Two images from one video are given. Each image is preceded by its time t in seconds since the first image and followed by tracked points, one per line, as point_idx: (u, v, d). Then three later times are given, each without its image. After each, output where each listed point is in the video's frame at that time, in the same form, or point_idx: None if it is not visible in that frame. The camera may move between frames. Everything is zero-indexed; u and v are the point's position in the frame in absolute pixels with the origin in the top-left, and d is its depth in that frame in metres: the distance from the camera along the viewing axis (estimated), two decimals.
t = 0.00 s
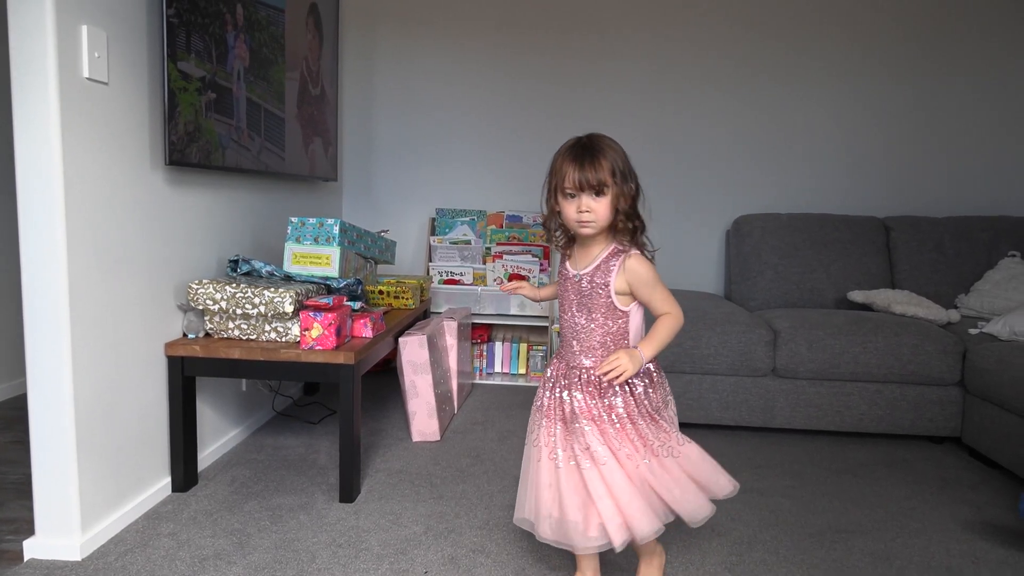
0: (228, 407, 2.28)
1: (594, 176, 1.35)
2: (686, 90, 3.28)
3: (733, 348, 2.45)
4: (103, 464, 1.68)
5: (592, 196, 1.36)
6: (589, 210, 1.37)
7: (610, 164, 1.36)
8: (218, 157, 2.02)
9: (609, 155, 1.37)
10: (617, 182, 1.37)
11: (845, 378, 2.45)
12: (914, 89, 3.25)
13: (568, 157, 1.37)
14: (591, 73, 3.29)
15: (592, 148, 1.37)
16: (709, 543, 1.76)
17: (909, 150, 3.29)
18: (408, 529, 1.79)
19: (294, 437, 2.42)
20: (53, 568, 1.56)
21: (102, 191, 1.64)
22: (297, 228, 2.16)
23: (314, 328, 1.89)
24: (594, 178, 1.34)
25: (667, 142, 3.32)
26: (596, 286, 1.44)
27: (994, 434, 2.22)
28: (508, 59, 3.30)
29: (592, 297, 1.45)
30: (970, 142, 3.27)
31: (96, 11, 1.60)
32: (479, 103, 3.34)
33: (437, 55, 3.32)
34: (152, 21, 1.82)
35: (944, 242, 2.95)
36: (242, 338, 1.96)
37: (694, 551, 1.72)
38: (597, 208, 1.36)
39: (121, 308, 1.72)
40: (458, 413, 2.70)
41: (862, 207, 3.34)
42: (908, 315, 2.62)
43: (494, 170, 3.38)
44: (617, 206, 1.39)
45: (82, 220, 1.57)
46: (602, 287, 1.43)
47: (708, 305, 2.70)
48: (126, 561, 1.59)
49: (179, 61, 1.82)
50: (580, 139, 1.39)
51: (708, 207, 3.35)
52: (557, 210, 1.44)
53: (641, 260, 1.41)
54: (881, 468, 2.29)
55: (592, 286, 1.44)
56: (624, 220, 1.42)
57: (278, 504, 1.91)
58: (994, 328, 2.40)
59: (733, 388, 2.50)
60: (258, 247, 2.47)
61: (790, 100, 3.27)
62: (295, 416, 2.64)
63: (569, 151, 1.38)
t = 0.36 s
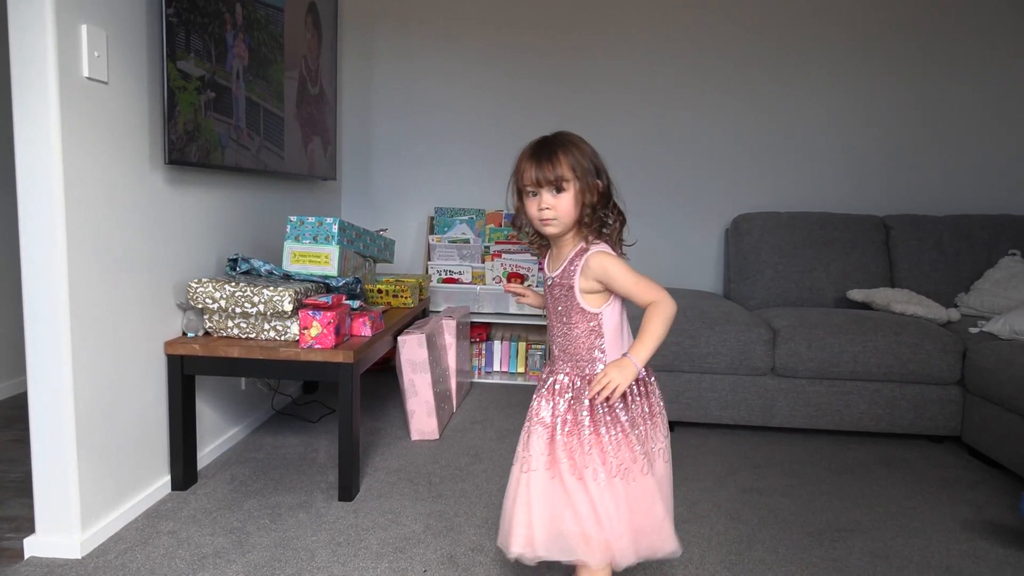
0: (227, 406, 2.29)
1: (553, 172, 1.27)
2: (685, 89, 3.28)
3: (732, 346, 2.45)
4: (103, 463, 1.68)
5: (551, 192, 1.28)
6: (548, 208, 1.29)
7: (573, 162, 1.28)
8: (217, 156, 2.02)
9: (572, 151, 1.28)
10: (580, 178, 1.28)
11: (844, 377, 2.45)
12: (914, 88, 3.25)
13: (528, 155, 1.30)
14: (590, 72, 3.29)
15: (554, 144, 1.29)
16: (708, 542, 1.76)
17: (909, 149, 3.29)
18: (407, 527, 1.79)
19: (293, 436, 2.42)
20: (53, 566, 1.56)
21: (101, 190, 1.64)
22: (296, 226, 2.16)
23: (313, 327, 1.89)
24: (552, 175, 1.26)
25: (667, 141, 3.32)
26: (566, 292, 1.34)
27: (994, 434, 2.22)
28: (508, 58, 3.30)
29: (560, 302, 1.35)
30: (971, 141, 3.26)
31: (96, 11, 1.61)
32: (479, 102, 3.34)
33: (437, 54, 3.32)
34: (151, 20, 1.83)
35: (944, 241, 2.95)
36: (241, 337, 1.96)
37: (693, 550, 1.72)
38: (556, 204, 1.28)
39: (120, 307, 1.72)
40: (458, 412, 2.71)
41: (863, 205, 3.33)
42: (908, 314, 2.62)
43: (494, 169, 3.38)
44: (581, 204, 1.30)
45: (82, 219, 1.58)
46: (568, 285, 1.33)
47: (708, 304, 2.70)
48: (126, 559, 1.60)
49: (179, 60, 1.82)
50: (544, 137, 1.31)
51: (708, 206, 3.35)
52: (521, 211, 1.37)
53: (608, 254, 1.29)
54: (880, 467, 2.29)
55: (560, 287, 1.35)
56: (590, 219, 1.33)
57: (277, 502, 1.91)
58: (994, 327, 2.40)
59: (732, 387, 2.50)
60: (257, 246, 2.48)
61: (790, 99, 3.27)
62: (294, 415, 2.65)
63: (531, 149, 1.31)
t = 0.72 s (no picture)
0: (233, 403, 2.30)
1: (504, 217, 1.23)
2: (691, 88, 3.27)
3: (737, 346, 2.45)
4: (109, 460, 1.69)
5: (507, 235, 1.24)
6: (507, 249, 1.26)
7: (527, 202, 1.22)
8: (223, 155, 2.03)
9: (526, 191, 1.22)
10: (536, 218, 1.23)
11: (849, 378, 2.44)
12: (921, 87, 3.23)
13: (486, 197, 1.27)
14: (596, 71, 3.28)
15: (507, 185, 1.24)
16: (712, 543, 1.76)
17: (916, 149, 3.27)
18: (412, 526, 1.80)
19: (298, 434, 2.43)
20: (60, 562, 1.57)
21: (107, 188, 1.65)
22: (301, 225, 2.17)
23: (318, 325, 1.89)
24: (505, 219, 1.23)
25: (673, 140, 3.31)
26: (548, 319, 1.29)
27: (1001, 436, 2.20)
28: (513, 56, 3.30)
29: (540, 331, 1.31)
30: (979, 140, 3.24)
31: (103, 9, 1.61)
32: (484, 101, 3.34)
33: (443, 53, 3.32)
34: (158, 19, 1.83)
35: (951, 241, 2.93)
36: (247, 335, 1.96)
37: (697, 550, 1.72)
38: (512, 245, 1.25)
39: (127, 305, 1.73)
40: (462, 411, 2.71)
41: (869, 205, 3.32)
42: (914, 315, 2.61)
43: (500, 167, 3.38)
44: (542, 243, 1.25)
45: (89, 218, 1.59)
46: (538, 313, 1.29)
47: (712, 304, 2.70)
48: (132, 556, 1.61)
49: (185, 59, 1.83)
50: (501, 175, 1.26)
51: (713, 205, 3.34)
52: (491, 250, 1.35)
53: (563, 290, 1.23)
54: (886, 469, 2.28)
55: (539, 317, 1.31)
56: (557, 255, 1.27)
57: (282, 500, 1.92)
58: (1002, 328, 2.38)
59: (737, 387, 2.49)
60: (262, 245, 2.49)
61: (796, 98, 3.26)
62: (300, 412, 2.66)
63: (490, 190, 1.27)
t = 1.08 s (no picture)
0: (243, 401, 2.31)
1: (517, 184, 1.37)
2: (700, 87, 3.26)
3: (746, 346, 2.44)
4: (121, 456, 1.70)
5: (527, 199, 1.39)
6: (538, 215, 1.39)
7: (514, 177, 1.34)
8: (234, 153, 2.03)
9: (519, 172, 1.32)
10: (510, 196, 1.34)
11: (860, 378, 2.43)
12: (933, 86, 3.21)
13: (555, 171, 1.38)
14: (605, 69, 3.28)
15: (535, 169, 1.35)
16: (721, 542, 1.76)
17: (927, 148, 3.25)
18: (420, 524, 1.80)
19: (307, 431, 2.44)
20: (71, 557, 1.59)
21: (119, 185, 1.66)
22: (311, 223, 2.18)
23: (327, 323, 1.90)
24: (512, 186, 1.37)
25: (682, 139, 3.30)
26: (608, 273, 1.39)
27: (1012, 437, 2.19)
28: (522, 55, 3.30)
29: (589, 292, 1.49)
30: (990, 140, 3.22)
31: (115, 7, 1.62)
32: (493, 99, 3.34)
33: (452, 52, 3.32)
34: (170, 17, 1.84)
35: (962, 242, 2.92)
36: (257, 332, 1.97)
37: (705, 550, 1.72)
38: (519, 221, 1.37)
39: (138, 301, 1.74)
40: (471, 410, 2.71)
41: (880, 205, 3.30)
42: (925, 315, 2.60)
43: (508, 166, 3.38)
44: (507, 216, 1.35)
45: (101, 215, 1.59)
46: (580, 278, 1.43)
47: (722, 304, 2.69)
48: (143, 551, 1.61)
49: (197, 57, 1.83)
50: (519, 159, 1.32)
51: (722, 205, 3.33)
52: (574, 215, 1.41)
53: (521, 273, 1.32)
54: (895, 469, 2.27)
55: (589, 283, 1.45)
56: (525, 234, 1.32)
57: (291, 497, 1.93)
58: (1014, 329, 2.37)
59: (746, 387, 2.48)
60: (273, 242, 2.49)
61: (806, 97, 3.24)
62: (309, 410, 2.67)
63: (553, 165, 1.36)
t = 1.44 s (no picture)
0: (246, 399, 2.31)
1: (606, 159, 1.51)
2: (703, 85, 3.26)
3: (750, 345, 2.43)
4: (124, 454, 1.71)
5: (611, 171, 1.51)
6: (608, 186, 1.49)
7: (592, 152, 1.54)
8: (237, 151, 2.03)
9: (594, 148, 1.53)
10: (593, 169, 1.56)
11: (863, 377, 2.43)
12: (936, 85, 3.21)
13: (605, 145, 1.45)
14: (608, 68, 3.27)
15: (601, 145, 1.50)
16: (725, 541, 1.76)
17: (930, 147, 3.24)
18: (424, 522, 1.80)
19: (311, 430, 2.44)
20: (75, 555, 1.59)
21: (123, 183, 1.66)
22: (314, 221, 2.18)
23: (330, 322, 1.90)
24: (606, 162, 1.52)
25: (685, 138, 3.30)
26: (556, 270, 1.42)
27: (1015, 436, 2.19)
28: (525, 54, 3.30)
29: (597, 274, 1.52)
30: (994, 138, 3.22)
31: (119, 6, 1.62)
32: (495, 98, 3.34)
33: (454, 50, 3.32)
34: (173, 15, 1.84)
35: (966, 240, 2.91)
36: (260, 330, 1.97)
37: (708, 549, 1.72)
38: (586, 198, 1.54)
39: (142, 299, 1.74)
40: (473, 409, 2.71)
41: (882, 204, 3.30)
42: (929, 314, 2.59)
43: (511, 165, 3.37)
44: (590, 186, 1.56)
45: (104, 212, 1.60)
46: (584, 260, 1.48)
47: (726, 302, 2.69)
48: (146, 549, 1.62)
49: (200, 55, 1.83)
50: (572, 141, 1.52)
51: (725, 203, 3.33)
52: (605, 184, 1.41)
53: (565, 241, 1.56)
54: (898, 468, 2.27)
55: (590, 267, 1.48)
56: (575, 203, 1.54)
57: (295, 495, 1.93)
58: (1017, 328, 2.36)
59: (750, 386, 2.48)
60: (276, 240, 2.50)
61: (809, 95, 3.24)
62: (312, 408, 2.67)
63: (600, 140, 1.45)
